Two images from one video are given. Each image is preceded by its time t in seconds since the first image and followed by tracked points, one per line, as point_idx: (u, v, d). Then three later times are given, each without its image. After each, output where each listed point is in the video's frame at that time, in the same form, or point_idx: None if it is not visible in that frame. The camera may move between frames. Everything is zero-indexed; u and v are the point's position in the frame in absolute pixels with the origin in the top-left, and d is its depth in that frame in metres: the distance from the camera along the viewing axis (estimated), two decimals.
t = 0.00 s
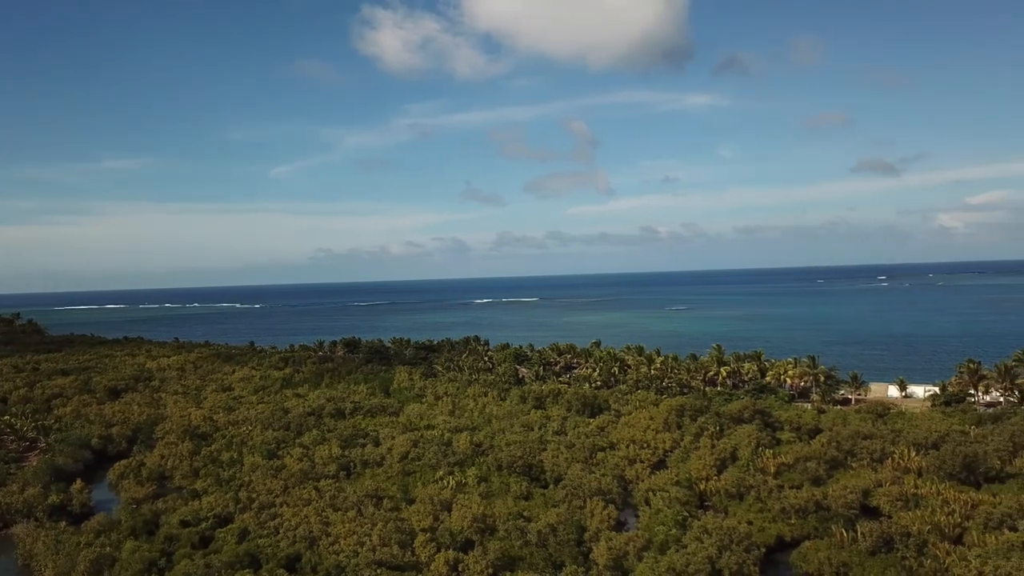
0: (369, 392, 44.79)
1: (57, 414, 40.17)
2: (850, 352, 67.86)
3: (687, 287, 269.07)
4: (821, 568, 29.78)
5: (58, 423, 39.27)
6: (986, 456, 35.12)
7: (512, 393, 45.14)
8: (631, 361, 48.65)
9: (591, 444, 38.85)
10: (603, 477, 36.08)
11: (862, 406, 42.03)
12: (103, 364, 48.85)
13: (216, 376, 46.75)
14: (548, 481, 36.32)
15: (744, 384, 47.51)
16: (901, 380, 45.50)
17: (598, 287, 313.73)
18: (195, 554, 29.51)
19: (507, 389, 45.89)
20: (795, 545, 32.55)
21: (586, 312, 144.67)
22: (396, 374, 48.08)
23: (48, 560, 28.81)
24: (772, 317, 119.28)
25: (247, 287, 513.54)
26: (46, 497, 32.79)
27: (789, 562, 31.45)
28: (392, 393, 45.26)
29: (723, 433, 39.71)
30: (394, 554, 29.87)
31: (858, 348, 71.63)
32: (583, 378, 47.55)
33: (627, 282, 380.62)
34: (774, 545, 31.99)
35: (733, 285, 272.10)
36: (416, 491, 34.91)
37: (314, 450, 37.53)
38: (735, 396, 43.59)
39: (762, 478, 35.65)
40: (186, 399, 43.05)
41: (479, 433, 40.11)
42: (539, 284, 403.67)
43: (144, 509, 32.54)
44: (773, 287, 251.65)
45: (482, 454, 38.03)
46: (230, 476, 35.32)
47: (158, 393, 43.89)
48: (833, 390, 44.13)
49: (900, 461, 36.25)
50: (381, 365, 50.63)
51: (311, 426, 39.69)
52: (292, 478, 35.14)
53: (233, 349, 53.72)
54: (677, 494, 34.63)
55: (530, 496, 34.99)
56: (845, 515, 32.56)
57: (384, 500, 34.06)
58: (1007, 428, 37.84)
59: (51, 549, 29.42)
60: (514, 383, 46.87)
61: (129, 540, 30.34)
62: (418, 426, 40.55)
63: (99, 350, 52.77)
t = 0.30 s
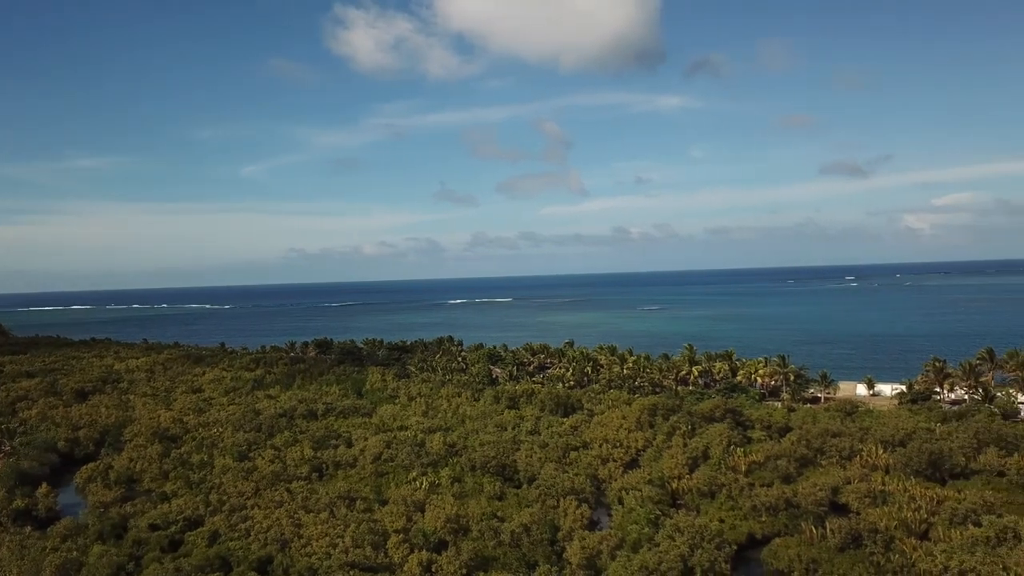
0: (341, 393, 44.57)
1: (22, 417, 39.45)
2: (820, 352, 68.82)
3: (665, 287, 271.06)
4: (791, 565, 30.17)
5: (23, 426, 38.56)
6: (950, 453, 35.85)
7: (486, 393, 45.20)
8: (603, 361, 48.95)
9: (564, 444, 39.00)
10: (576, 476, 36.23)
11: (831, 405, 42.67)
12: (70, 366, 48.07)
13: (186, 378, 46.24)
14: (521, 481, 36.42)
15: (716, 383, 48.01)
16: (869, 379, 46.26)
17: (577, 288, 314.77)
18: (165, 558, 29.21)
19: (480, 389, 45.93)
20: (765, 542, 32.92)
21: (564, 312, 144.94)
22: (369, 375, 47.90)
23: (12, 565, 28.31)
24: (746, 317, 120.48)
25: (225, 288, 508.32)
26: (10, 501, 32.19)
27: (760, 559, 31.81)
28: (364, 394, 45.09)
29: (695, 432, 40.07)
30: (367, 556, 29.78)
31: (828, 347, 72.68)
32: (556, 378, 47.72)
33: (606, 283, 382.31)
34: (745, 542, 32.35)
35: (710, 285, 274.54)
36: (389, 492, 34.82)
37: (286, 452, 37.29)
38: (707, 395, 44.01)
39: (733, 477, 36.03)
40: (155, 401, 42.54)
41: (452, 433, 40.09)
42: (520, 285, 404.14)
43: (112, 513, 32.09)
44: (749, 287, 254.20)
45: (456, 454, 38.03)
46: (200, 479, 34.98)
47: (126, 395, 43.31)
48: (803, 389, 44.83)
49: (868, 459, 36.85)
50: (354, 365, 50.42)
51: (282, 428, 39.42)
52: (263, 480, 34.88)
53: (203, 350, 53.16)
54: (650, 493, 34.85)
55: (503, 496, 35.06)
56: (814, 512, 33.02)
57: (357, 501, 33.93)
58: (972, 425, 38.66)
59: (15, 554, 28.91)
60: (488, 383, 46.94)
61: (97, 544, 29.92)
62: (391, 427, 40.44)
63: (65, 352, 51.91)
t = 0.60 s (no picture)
0: (313, 394, 44.32)
1: None
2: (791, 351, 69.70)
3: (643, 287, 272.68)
4: (762, 563, 30.52)
5: None
6: (917, 450, 36.46)
7: (459, 394, 45.20)
8: (577, 361, 49.20)
9: (537, 444, 39.11)
10: (550, 476, 36.33)
11: (801, 403, 43.25)
12: (35, 369, 47.26)
13: (155, 380, 45.70)
14: (495, 481, 36.49)
15: (688, 382, 48.50)
16: (838, 378, 46.95)
17: (556, 287, 315.77)
18: (133, 562, 28.88)
19: (454, 390, 45.93)
20: (737, 540, 33.27)
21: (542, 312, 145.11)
22: (342, 376, 47.69)
23: None
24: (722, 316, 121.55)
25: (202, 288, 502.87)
26: None
27: (731, 556, 32.13)
28: (337, 394, 44.90)
29: (668, 431, 40.40)
30: (340, 558, 29.66)
31: (799, 347, 73.68)
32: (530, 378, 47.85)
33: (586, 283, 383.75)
34: (717, 540, 32.66)
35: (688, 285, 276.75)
36: (362, 493, 34.70)
37: (257, 454, 37.03)
38: (679, 395, 44.40)
39: (705, 475, 36.36)
40: (124, 403, 42.00)
41: (425, 434, 40.05)
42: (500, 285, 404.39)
43: (79, 517, 31.62)
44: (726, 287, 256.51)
45: (429, 455, 38.00)
46: (170, 481, 34.62)
47: (93, 397, 42.71)
48: (774, 387, 45.47)
49: (837, 456, 37.37)
50: (326, 366, 50.19)
51: (254, 429, 39.13)
52: (234, 482, 34.59)
53: (173, 351, 52.57)
54: (623, 493, 35.04)
55: (477, 497, 35.09)
56: (785, 510, 33.43)
57: (329, 503, 33.78)
58: (937, 422, 39.39)
59: None
60: (461, 384, 46.99)
61: (63, 549, 29.47)
62: (364, 428, 40.29)
63: (30, 354, 51.03)
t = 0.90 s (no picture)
0: (286, 396, 44.04)
1: None
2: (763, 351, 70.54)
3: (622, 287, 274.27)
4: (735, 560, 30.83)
5: None
6: (886, 447, 37.00)
7: (434, 395, 45.16)
8: (551, 361, 49.41)
9: (513, 443, 39.20)
10: (525, 476, 36.41)
11: (773, 403, 43.77)
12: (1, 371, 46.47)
13: (125, 381, 45.15)
14: (470, 482, 36.53)
15: (661, 382, 48.92)
16: (810, 376, 47.56)
17: (536, 288, 316.62)
18: (103, 566, 28.53)
19: (428, 391, 45.90)
20: (710, 538, 33.57)
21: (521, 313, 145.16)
22: (315, 377, 47.47)
23: None
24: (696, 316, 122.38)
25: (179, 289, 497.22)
26: None
27: (704, 554, 32.40)
28: (311, 395, 44.69)
29: (642, 430, 40.68)
30: (314, 559, 29.52)
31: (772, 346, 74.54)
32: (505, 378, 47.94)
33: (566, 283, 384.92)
34: (691, 539, 32.92)
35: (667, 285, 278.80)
36: (336, 494, 34.56)
37: (230, 456, 36.74)
38: (652, 394, 44.74)
39: (679, 474, 36.65)
40: (93, 405, 41.45)
41: (400, 435, 39.98)
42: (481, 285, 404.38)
43: (47, 522, 31.14)
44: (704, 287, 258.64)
45: (404, 456, 37.94)
46: (141, 484, 34.22)
47: (61, 399, 42.09)
48: (746, 386, 46.01)
49: (808, 454, 37.84)
50: (300, 367, 49.93)
51: (226, 431, 38.82)
52: (207, 484, 34.29)
53: (143, 352, 51.96)
54: (598, 492, 35.20)
55: (452, 497, 35.09)
56: (757, 507, 33.79)
57: (303, 505, 33.59)
58: (906, 420, 40.05)
59: None
60: (436, 385, 47.00)
61: (30, 554, 29.01)
62: (338, 429, 40.14)
63: None
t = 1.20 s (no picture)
0: (262, 397, 43.77)
1: None
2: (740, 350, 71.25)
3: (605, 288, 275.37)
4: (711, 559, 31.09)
5: None
6: (860, 446, 37.45)
7: (411, 396, 45.10)
8: (529, 361, 49.58)
9: (490, 443, 39.26)
10: (503, 476, 36.47)
11: (749, 402, 44.23)
12: None
13: (97, 383, 44.63)
14: (448, 482, 36.53)
15: (638, 382, 49.30)
16: (785, 376, 48.10)
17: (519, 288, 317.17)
18: (74, 570, 28.21)
19: (406, 391, 45.87)
20: (687, 536, 33.81)
21: (503, 313, 145.22)
22: (292, 378, 47.24)
23: None
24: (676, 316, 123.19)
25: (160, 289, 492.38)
26: None
27: (681, 553, 32.61)
28: (287, 396, 44.49)
29: (619, 429, 40.92)
30: (290, 562, 29.38)
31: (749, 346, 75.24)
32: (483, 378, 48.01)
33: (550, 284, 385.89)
34: (668, 537, 33.14)
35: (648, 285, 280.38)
36: (313, 496, 34.42)
37: (205, 457, 36.47)
38: (629, 394, 45.04)
39: (655, 473, 36.89)
40: (65, 407, 40.95)
41: (377, 436, 39.89)
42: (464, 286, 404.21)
43: (17, 526, 30.71)
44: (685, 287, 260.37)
45: (381, 457, 37.87)
46: (114, 487, 33.87)
47: (32, 402, 41.51)
48: (722, 386, 46.47)
49: (783, 453, 38.26)
50: (276, 368, 49.67)
51: (201, 433, 38.52)
52: (181, 487, 34.00)
53: (116, 354, 51.39)
54: (575, 491, 35.34)
55: (430, 498, 35.07)
56: (733, 506, 34.10)
57: (279, 507, 33.40)
58: (879, 419, 40.61)
59: None
60: (414, 385, 46.98)
61: None
62: (315, 430, 39.99)
63: None
